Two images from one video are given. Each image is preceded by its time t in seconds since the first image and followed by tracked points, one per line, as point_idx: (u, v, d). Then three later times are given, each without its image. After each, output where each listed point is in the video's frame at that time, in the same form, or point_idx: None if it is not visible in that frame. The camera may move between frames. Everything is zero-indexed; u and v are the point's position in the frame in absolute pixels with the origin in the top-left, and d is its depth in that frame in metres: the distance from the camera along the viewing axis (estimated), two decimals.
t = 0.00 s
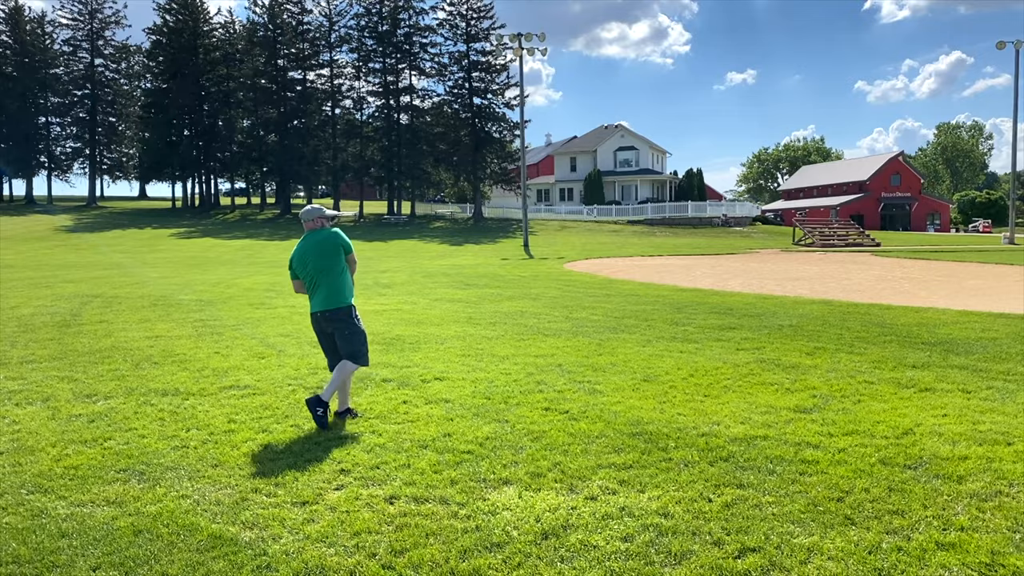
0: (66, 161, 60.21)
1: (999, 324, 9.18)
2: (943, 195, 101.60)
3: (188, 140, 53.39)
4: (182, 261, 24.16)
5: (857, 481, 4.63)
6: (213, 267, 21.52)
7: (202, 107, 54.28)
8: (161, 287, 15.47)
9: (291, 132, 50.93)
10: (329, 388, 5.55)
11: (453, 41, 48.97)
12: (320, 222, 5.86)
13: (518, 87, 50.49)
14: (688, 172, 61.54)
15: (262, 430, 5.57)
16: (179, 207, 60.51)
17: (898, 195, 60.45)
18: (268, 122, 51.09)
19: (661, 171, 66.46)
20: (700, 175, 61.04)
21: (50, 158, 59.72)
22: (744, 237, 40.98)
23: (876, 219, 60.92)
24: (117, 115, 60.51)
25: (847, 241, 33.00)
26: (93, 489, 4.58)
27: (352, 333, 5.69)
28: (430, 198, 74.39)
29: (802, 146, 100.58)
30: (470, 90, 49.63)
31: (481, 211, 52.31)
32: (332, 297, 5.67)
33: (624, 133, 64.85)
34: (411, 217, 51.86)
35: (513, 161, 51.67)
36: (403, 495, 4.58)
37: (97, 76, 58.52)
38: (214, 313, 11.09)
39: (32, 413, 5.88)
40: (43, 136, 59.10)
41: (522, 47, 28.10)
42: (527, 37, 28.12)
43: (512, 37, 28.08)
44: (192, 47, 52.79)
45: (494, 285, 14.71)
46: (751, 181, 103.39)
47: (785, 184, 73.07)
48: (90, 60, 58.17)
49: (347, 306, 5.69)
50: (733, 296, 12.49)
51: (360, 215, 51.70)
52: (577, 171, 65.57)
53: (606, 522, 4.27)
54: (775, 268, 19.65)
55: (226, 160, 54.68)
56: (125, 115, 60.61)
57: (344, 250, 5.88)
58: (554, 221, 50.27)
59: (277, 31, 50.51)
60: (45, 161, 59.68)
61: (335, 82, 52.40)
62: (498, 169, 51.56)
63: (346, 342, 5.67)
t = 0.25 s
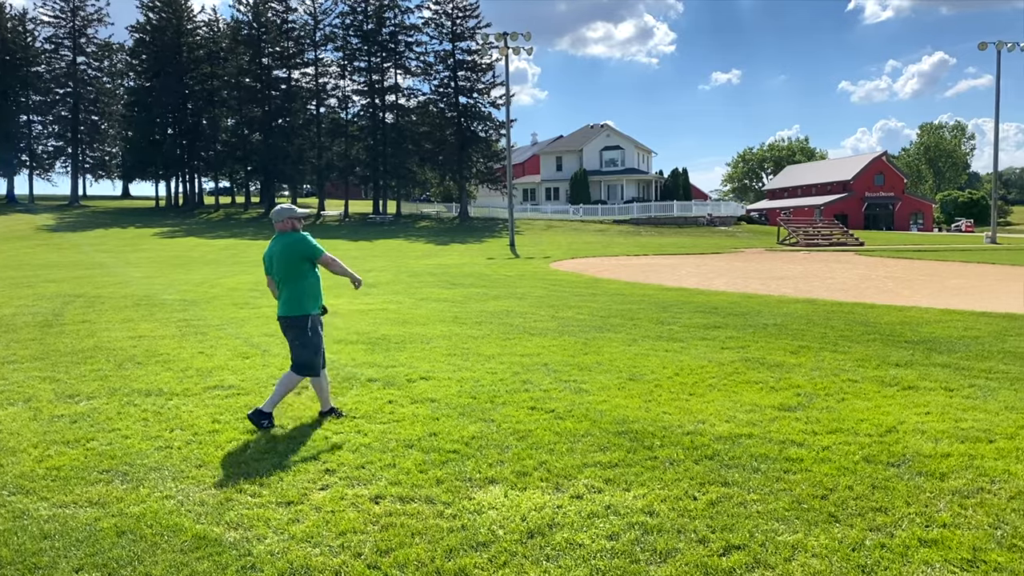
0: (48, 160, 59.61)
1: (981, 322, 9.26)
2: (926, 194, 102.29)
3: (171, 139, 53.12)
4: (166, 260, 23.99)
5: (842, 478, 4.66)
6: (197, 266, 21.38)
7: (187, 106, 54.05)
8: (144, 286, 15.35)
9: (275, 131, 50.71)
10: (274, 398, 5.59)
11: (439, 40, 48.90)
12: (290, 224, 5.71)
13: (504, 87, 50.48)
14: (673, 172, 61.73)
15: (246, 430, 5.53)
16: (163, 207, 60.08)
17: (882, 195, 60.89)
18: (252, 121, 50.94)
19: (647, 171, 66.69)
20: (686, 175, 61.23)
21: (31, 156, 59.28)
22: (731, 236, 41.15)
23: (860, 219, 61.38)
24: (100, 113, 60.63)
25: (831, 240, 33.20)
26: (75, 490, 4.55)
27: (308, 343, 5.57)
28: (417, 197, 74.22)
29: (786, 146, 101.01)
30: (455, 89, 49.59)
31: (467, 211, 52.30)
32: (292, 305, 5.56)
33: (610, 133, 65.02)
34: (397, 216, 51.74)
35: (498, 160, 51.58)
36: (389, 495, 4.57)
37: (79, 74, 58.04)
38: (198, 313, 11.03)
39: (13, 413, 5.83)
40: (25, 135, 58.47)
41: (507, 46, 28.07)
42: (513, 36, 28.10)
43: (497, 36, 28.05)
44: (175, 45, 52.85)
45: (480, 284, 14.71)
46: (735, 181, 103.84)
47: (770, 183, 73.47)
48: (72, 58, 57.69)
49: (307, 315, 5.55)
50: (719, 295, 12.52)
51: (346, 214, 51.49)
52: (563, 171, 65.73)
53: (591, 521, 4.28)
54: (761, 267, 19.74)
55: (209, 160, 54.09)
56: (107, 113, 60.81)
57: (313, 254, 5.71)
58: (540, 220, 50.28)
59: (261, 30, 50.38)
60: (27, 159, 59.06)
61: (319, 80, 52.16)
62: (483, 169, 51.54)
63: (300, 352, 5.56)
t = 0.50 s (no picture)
0: (35, 160, 59.19)
1: (968, 321, 9.33)
2: (915, 195, 102.78)
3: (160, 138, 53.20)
4: (154, 260, 23.87)
5: (829, 476, 4.70)
6: (186, 266, 21.28)
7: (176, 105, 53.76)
8: (133, 287, 15.29)
9: (265, 130, 50.50)
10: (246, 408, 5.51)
11: (429, 40, 48.80)
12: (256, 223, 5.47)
13: (494, 86, 50.49)
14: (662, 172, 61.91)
15: (235, 431, 5.51)
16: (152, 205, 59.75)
17: (870, 195, 61.23)
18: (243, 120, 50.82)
19: (636, 171, 66.86)
20: (675, 175, 61.44)
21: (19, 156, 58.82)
22: (722, 235, 41.30)
23: (848, 219, 61.68)
24: (88, 112, 59.87)
25: (820, 240, 33.35)
26: (64, 490, 4.53)
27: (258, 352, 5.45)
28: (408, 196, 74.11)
29: (775, 146, 101.35)
30: (446, 88, 49.52)
31: (458, 210, 52.25)
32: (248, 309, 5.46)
33: (599, 133, 65.09)
34: (387, 216, 51.61)
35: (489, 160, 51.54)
36: (378, 494, 4.58)
37: (66, 73, 57.62)
38: (187, 313, 11.00)
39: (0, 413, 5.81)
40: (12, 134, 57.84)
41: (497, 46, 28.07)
42: (503, 36, 28.09)
43: (487, 36, 28.03)
44: (164, 44, 52.61)
45: (470, 284, 14.72)
46: (725, 181, 104.17)
47: (759, 183, 73.78)
48: (59, 57, 57.22)
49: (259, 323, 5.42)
50: (709, 294, 12.56)
51: (336, 213, 51.35)
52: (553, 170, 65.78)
53: (581, 519, 4.30)
54: (751, 267, 19.82)
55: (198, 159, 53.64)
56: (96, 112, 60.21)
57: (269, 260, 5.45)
58: (531, 220, 50.28)
59: (250, 29, 49.82)
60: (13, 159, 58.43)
61: (309, 80, 52.07)
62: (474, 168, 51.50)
63: (250, 361, 5.46)
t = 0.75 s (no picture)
0: (27, 159, 58.87)
1: (961, 320, 9.36)
2: (909, 194, 102.58)
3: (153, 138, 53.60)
4: (147, 259, 23.72)
5: (824, 474, 4.71)
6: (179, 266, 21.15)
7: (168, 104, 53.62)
8: (124, 286, 15.19)
9: (258, 129, 50.40)
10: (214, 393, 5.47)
11: (422, 38, 48.71)
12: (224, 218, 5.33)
13: (487, 85, 50.43)
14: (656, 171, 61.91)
15: (229, 430, 5.49)
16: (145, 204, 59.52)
17: (863, 194, 61.44)
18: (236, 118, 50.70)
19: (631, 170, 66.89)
20: (670, 174, 61.45)
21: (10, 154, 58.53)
22: (717, 234, 41.34)
23: (842, 216, 61.31)
24: (80, 111, 59.26)
25: (814, 239, 33.41)
26: (57, 490, 4.52)
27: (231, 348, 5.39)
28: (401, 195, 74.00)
29: (769, 145, 101.47)
30: (440, 87, 49.44)
31: (452, 209, 52.19)
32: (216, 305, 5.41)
33: (593, 132, 64.99)
34: (381, 215, 51.50)
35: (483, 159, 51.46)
36: (373, 493, 4.58)
37: (59, 71, 57.55)
38: (180, 313, 10.95)
39: None
40: (3, 133, 57.33)
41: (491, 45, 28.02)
42: (497, 35, 28.03)
43: (481, 34, 27.98)
44: (157, 42, 52.48)
45: (464, 283, 14.70)
46: (719, 180, 104.32)
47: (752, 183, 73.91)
48: (52, 55, 57.09)
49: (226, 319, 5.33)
50: (703, 293, 12.56)
51: (330, 212, 51.24)
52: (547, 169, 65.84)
53: (576, 517, 4.30)
54: (746, 265, 19.83)
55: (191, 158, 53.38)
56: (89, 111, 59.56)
57: (225, 255, 5.28)
58: (525, 218, 50.24)
59: (243, 27, 49.51)
60: (5, 158, 57.93)
61: (302, 78, 51.73)
62: (468, 167, 51.44)
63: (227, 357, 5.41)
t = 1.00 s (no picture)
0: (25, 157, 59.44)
1: (960, 318, 9.36)
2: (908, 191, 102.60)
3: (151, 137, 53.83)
4: (146, 258, 23.70)
5: (822, 473, 4.71)
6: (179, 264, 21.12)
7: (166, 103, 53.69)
8: (123, 284, 15.16)
9: (256, 128, 50.44)
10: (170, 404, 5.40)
11: (421, 36, 48.69)
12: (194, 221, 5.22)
13: (486, 83, 50.39)
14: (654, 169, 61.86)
15: (228, 429, 5.48)
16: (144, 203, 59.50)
17: (863, 193, 61.55)
18: (234, 117, 50.72)
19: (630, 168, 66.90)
20: (668, 172, 61.43)
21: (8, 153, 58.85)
22: (716, 233, 41.36)
23: (840, 215, 61.62)
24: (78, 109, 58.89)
25: (813, 237, 33.42)
26: (56, 488, 4.51)
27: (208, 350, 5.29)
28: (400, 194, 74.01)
29: (768, 143, 101.48)
30: (438, 86, 49.40)
31: (451, 208, 52.19)
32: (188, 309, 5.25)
33: (592, 129, 64.86)
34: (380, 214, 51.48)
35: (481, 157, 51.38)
36: (372, 492, 4.57)
37: (56, 70, 57.40)
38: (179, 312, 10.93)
39: None
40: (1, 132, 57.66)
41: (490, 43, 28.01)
42: (495, 33, 28.02)
43: (479, 33, 27.96)
44: (154, 41, 52.67)
45: (463, 282, 14.70)
46: (717, 178, 104.37)
47: (751, 181, 73.93)
48: (49, 54, 56.93)
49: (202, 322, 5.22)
50: (702, 291, 12.56)
51: (328, 211, 51.23)
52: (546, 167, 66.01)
53: (575, 516, 4.30)
54: (745, 264, 19.82)
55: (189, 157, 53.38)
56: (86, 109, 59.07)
57: (198, 257, 5.14)
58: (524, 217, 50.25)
59: (241, 26, 49.47)
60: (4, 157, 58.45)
61: (300, 77, 51.54)
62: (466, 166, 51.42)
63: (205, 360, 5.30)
